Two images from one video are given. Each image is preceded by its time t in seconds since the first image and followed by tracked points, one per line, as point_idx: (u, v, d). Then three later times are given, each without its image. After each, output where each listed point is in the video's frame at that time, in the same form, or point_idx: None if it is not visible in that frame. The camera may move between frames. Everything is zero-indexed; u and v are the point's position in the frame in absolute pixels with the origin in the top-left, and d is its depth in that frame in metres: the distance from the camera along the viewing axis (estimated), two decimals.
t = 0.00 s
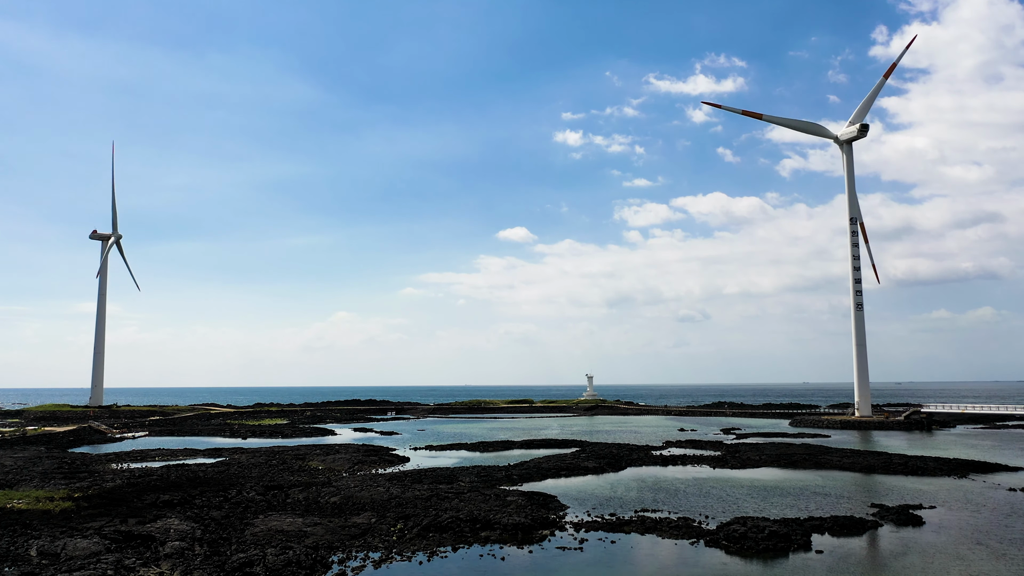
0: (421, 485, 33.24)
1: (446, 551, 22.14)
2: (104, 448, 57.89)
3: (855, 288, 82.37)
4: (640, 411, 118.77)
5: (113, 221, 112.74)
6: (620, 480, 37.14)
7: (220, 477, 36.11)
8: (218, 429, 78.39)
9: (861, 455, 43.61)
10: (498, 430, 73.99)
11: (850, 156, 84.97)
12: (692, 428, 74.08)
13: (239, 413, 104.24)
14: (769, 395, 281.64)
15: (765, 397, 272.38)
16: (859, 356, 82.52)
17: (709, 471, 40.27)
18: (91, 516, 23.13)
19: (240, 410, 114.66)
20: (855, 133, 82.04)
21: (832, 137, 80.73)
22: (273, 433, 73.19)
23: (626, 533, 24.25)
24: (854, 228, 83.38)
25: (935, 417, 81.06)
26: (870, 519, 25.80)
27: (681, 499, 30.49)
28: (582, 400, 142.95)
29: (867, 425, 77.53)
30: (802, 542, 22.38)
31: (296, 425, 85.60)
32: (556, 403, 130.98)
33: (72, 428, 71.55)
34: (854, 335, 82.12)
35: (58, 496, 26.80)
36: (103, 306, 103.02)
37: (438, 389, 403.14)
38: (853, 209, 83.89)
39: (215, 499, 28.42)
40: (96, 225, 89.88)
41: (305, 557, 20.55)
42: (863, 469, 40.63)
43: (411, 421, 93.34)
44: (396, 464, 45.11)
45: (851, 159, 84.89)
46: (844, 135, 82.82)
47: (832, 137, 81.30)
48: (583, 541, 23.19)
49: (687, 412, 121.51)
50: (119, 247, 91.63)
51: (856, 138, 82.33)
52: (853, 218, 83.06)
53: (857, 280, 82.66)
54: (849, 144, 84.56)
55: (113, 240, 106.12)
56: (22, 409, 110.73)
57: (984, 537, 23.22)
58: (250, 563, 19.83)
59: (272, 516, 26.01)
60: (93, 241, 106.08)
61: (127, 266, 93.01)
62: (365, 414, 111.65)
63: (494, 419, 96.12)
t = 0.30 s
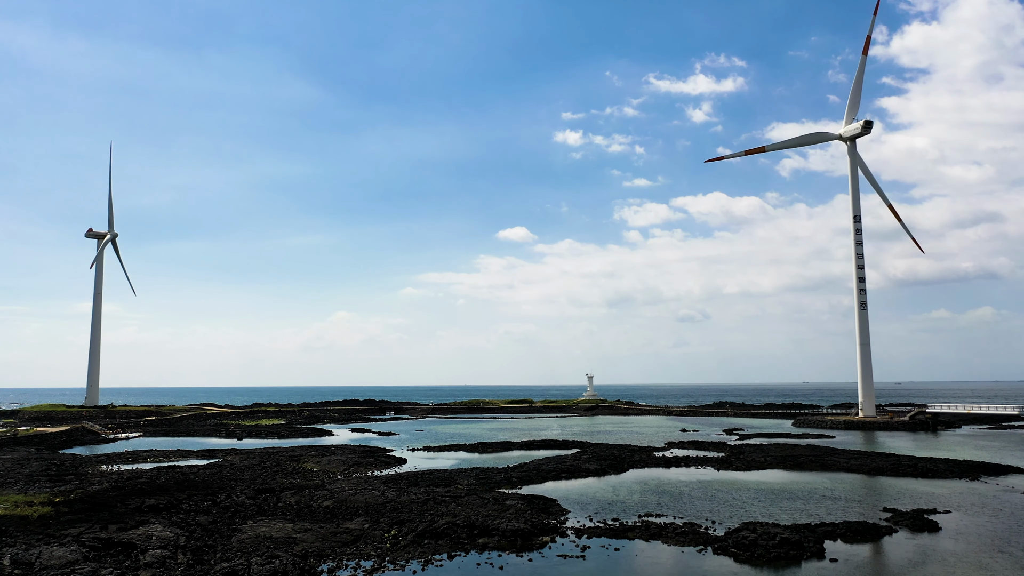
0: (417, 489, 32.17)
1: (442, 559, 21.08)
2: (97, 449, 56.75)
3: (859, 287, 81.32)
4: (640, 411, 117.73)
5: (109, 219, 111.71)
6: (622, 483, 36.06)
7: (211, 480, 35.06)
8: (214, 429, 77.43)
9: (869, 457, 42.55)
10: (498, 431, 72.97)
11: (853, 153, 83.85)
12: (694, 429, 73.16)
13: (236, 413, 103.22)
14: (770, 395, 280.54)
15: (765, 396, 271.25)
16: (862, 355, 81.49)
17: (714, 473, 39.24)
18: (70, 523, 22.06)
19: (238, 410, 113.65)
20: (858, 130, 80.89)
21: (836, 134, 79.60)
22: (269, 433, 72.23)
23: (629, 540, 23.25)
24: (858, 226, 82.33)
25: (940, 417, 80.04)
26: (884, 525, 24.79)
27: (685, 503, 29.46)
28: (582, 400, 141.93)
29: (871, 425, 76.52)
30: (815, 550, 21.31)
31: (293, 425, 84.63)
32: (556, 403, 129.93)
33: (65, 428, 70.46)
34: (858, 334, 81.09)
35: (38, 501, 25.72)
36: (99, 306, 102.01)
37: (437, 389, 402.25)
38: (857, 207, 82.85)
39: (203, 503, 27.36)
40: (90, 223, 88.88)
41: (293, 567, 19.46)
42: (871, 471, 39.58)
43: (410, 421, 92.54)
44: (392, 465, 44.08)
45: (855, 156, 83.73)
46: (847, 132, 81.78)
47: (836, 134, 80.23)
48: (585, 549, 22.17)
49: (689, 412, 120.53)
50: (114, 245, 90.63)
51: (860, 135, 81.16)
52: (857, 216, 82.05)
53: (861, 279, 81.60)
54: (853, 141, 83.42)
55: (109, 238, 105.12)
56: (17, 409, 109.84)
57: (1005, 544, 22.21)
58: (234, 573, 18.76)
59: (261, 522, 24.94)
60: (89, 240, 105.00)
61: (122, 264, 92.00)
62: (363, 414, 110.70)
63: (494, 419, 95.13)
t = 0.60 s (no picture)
0: (413, 492, 31.13)
1: (437, 568, 20.03)
2: (89, 450, 55.70)
3: (863, 286, 80.34)
4: (641, 411, 116.74)
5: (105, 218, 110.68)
6: (624, 486, 35.01)
7: (201, 483, 34.02)
8: (211, 429, 76.77)
9: (877, 459, 41.53)
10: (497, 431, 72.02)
11: (858, 150, 82.82)
12: (697, 429, 72.20)
13: (233, 413, 102.13)
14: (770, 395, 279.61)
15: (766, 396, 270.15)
16: (866, 355, 80.52)
17: (719, 475, 38.18)
18: (47, 530, 21.02)
19: (235, 410, 112.73)
20: (863, 127, 79.82)
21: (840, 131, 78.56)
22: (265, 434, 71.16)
23: (634, 547, 22.21)
24: (862, 225, 81.34)
25: (945, 417, 79.05)
26: (899, 531, 23.78)
27: (691, 507, 28.39)
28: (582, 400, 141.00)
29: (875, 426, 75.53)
30: (830, 559, 20.25)
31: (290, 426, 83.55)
32: (556, 403, 128.90)
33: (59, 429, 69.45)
34: (863, 333, 80.07)
35: (17, 505, 24.65)
36: (95, 304, 100.99)
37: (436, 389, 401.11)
38: (861, 205, 81.84)
39: (190, 508, 26.28)
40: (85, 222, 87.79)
41: None
42: (880, 474, 38.56)
43: (409, 421, 92.73)
44: (389, 467, 43.04)
45: (859, 153, 82.71)
46: (852, 130, 80.73)
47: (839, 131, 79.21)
48: (588, 557, 21.13)
49: (690, 412, 119.69)
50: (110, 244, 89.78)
51: (865, 132, 80.06)
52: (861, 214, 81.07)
53: (865, 278, 80.61)
54: (858, 138, 82.34)
55: (105, 236, 104.11)
56: (12, 409, 108.89)
57: None
58: None
59: (249, 528, 23.89)
60: (84, 238, 103.91)
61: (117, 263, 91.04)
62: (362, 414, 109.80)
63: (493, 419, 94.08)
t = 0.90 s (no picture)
0: (409, 496, 30.09)
1: None
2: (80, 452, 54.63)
3: (867, 285, 79.27)
4: (642, 411, 115.69)
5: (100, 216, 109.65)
6: (627, 489, 33.95)
7: (191, 486, 32.94)
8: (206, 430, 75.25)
9: (886, 461, 40.47)
10: (496, 432, 70.94)
11: (862, 147, 81.73)
12: (699, 430, 71.16)
13: (230, 414, 100.99)
14: (771, 395, 278.71)
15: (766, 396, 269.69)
16: (871, 354, 79.47)
17: (724, 478, 37.11)
18: (21, 537, 19.95)
19: (232, 410, 111.77)
20: (867, 124, 78.78)
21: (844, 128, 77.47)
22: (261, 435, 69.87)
23: (639, 555, 21.16)
24: (867, 223, 80.30)
25: (951, 417, 77.92)
26: (916, 538, 22.75)
27: (697, 512, 27.30)
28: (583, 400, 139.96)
29: (880, 427, 74.47)
30: (846, 568, 19.14)
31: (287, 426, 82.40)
32: (556, 403, 127.85)
33: (51, 429, 68.34)
34: (867, 333, 79.01)
35: None
36: (90, 304, 99.94)
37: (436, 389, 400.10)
38: (865, 202, 80.80)
39: (175, 513, 25.20)
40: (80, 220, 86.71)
41: None
42: (889, 477, 37.55)
43: (406, 421, 92.36)
44: (385, 469, 41.94)
45: (863, 150, 81.67)
46: (856, 126, 79.69)
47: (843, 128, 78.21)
48: (590, 566, 20.08)
49: (691, 412, 118.68)
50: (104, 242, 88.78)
51: (869, 129, 79.05)
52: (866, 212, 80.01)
53: (869, 276, 79.56)
54: (862, 135, 81.26)
55: (100, 235, 103.06)
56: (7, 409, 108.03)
57: None
58: None
59: (235, 535, 22.83)
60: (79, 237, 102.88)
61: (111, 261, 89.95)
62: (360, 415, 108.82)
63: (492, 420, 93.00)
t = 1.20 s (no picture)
0: (405, 500, 29.05)
1: None
2: (71, 453, 53.56)
3: (871, 283, 78.20)
4: (644, 412, 114.60)
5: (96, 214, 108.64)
6: (630, 493, 32.90)
7: (179, 490, 31.87)
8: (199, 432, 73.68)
9: (896, 463, 39.37)
10: (496, 433, 69.93)
11: (866, 144, 80.70)
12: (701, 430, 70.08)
13: (227, 414, 99.92)
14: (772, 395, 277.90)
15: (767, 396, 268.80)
16: (875, 354, 78.42)
17: (730, 481, 36.03)
18: None
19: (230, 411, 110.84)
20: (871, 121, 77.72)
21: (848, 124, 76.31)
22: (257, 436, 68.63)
23: (645, 564, 20.08)
24: (871, 221, 79.24)
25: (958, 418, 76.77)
26: (934, 546, 21.70)
27: (703, 518, 26.23)
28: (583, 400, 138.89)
29: (886, 428, 73.34)
30: None
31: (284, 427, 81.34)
32: (557, 403, 126.65)
33: (42, 429, 67.25)
34: (871, 332, 77.91)
35: None
36: (85, 303, 98.91)
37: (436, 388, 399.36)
38: (869, 200, 79.77)
39: (159, 519, 24.15)
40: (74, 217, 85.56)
41: None
42: (899, 480, 36.48)
43: (405, 421, 92.36)
44: (382, 472, 40.87)
45: (867, 147, 80.57)
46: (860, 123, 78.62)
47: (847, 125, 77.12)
48: None
49: (693, 412, 117.50)
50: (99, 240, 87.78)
51: (873, 126, 77.99)
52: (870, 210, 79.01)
53: (874, 275, 78.50)
54: (866, 132, 80.18)
55: (95, 233, 102.04)
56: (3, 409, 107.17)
57: None
58: None
59: (221, 542, 21.77)
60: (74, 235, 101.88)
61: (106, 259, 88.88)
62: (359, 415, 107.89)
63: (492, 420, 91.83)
